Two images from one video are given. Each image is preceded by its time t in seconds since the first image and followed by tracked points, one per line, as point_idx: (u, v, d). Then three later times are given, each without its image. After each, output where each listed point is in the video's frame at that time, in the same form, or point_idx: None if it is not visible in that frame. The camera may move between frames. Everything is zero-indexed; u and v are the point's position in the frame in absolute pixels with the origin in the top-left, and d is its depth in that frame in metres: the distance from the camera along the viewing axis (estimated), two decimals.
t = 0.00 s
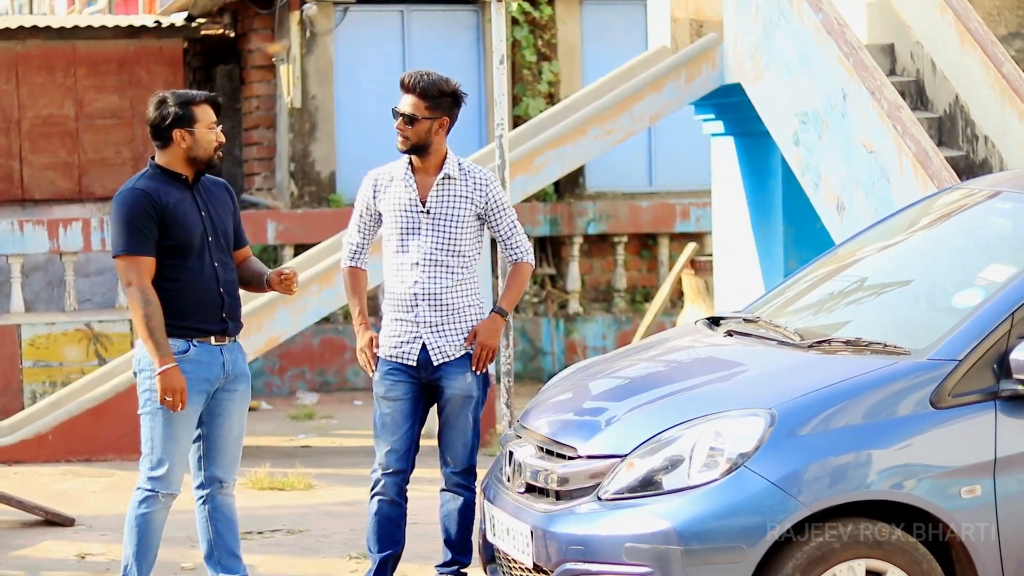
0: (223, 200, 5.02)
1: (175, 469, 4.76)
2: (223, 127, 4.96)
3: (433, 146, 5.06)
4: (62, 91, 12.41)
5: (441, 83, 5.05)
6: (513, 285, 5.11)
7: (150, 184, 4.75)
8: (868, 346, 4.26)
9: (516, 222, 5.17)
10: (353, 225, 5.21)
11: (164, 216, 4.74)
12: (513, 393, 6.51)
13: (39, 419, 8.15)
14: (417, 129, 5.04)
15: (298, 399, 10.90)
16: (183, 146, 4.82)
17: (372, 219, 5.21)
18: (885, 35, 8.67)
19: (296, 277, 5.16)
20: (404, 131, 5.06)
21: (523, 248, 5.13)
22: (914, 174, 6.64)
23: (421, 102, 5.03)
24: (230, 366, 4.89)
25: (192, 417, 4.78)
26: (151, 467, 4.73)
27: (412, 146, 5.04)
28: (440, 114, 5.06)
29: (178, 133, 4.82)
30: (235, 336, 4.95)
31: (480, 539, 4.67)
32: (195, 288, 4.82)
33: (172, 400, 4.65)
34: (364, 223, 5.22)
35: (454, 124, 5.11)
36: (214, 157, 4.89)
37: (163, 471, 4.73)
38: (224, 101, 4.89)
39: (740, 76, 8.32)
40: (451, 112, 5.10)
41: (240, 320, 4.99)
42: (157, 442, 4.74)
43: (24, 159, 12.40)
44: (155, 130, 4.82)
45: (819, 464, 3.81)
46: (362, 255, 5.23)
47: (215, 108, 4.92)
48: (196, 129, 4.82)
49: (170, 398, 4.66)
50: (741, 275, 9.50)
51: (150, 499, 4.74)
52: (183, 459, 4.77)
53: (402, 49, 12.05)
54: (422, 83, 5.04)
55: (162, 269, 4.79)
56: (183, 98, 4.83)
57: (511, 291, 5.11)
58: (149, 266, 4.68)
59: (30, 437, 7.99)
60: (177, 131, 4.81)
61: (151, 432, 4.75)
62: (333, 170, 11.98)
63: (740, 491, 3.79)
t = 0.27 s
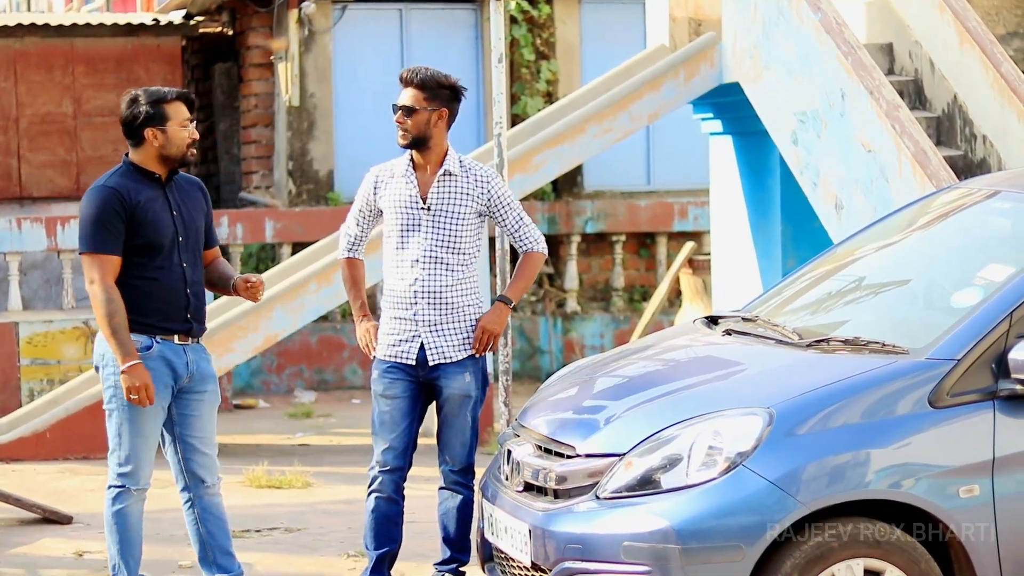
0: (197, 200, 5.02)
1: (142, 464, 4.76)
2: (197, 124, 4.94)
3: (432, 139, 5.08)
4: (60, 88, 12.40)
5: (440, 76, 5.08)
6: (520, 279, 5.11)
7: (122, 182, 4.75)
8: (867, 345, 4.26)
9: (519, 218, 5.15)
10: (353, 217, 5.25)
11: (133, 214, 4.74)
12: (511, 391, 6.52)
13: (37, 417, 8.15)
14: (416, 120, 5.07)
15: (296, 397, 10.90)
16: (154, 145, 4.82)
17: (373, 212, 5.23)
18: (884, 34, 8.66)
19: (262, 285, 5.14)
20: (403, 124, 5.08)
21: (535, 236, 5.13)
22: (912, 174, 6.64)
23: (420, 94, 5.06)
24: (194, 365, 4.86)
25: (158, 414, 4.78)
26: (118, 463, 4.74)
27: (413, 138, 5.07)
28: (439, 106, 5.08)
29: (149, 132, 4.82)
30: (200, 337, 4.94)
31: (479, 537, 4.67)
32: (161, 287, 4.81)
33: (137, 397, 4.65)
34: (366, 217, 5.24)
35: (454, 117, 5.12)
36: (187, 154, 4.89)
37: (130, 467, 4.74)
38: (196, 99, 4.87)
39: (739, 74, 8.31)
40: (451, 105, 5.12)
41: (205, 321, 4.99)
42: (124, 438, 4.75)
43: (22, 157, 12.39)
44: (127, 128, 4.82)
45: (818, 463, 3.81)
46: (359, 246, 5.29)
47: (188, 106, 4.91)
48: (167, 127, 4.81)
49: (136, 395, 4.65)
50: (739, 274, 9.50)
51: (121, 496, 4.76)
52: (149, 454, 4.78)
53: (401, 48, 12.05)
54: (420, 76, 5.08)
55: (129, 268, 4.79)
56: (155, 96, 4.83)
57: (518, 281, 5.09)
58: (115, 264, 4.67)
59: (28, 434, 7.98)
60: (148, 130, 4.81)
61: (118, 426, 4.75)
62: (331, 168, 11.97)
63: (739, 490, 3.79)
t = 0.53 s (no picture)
0: (180, 202, 5.00)
1: (123, 465, 4.77)
2: (172, 123, 4.88)
3: (426, 142, 5.07)
4: (59, 89, 12.40)
5: (433, 79, 5.07)
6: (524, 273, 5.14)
7: (103, 183, 4.73)
8: (867, 347, 4.26)
9: (517, 217, 5.15)
10: (348, 218, 5.25)
11: (113, 217, 4.72)
12: (511, 393, 6.54)
13: (37, 417, 8.14)
14: (409, 124, 5.06)
15: (295, 399, 10.90)
16: (123, 146, 4.81)
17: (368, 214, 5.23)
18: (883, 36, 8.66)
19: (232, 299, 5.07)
20: (396, 127, 5.08)
21: (541, 228, 5.15)
22: (912, 177, 6.65)
23: (412, 97, 5.05)
24: (169, 368, 4.85)
25: (137, 414, 4.77)
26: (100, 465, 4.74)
27: (405, 142, 5.06)
28: (432, 109, 5.08)
29: (117, 133, 4.82)
30: (178, 341, 4.93)
31: (478, 539, 4.67)
32: (138, 291, 4.80)
33: (95, 406, 4.63)
34: (362, 217, 5.23)
35: (446, 120, 5.12)
36: (156, 155, 4.81)
37: (111, 468, 4.75)
38: (164, 98, 4.82)
39: (739, 76, 8.32)
40: (444, 108, 5.11)
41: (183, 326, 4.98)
42: (104, 441, 4.74)
43: (22, 157, 12.36)
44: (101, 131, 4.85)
45: (818, 465, 3.81)
46: (355, 246, 5.30)
47: (160, 106, 4.86)
48: (133, 128, 4.78)
49: (95, 404, 4.63)
50: (738, 277, 9.50)
51: (106, 498, 4.76)
52: (130, 454, 4.79)
53: (400, 50, 12.05)
54: (412, 79, 5.07)
55: (108, 271, 4.78)
56: (123, 98, 4.82)
57: (522, 276, 5.12)
58: (92, 268, 4.65)
59: (28, 435, 7.98)
60: (115, 131, 4.82)
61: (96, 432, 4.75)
62: (330, 170, 11.97)
63: (740, 493, 3.79)
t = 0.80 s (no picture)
0: (173, 200, 4.98)
1: (118, 467, 4.77)
2: (153, 122, 4.84)
3: (413, 142, 5.08)
4: (62, 91, 12.40)
5: (417, 79, 5.08)
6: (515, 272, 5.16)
7: (88, 186, 4.75)
8: (872, 349, 4.26)
9: (506, 217, 5.17)
10: (340, 221, 5.27)
11: (98, 218, 4.73)
12: (515, 395, 6.55)
13: (41, 419, 8.15)
14: (396, 125, 5.07)
15: (298, 401, 10.91)
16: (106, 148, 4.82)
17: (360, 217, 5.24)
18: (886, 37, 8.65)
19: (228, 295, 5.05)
20: (383, 129, 5.09)
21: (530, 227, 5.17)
22: (915, 178, 6.66)
23: (398, 97, 5.06)
24: (160, 372, 4.84)
25: (130, 417, 4.78)
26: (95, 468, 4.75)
27: (393, 143, 5.07)
28: (418, 108, 5.08)
29: (100, 134, 4.84)
30: (171, 342, 4.90)
31: (484, 540, 4.68)
32: (127, 293, 4.80)
33: (93, 402, 4.63)
34: (354, 221, 5.25)
35: (433, 119, 5.12)
36: (135, 155, 4.78)
37: (108, 470, 4.75)
38: (142, 98, 4.78)
39: (741, 77, 8.32)
40: (430, 107, 5.12)
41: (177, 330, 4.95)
42: (99, 444, 4.75)
43: (24, 159, 12.36)
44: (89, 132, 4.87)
45: (823, 466, 3.81)
46: (347, 251, 5.30)
47: (140, 105, 4.82)
48: (112, 130, 4.77)
49: (92, 400, 4.64)
50: (741, 278, 9.51)
51: (104, 501, 4.77)
52: (126, 456, 4.79)
53: (403, 52, 12.06)
54: (398, 80, 5.07)
55: (96, 273, 4.78)
56: (103, 98, 4.81)
57: (513, 277, 5.15)
58: (79, 271, 4.67)
59: (31, 437, 7.99)
60: (98, 132, 4.82)
61: (89, 434, 4.76)
62: (333, 171, 11.98)
63: (745, 494, 3.79)
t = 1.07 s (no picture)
0: (180, 192, 4.97)
1: (130, 462, 4.78)
2: (155, 116, 4.83)
3: (412, 138, 5.08)
4: (74, 87, 12.38)
5: (414, 76, 5.09)
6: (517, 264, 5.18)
7: (90, 182, 4.77)
8: (886, 344, 4.26)
9: (507, 209, 5.17)
10: (339, 218, 5.28)
11: (100, 214, 4.74)
12: (528, 390, 6.57)
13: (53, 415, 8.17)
14: (395, 121, 5.06)
15: (310, 396, 10.93)
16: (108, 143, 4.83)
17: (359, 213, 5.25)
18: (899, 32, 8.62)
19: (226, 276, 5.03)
20: (382, 126, 5.08)
21: (531, 219, 5.17)
22: (928, 172, 6.64)
23: (397, 93, 5.06)
24: (169, 367, 4.85)
25: (140, 411, 4.79)
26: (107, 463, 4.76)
27: (391, 140, 5.07)
28: (417, 104, 5.09)
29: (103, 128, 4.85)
30: (180, 337, 4.90)
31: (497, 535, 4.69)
32: (133, 287, 4.80)
33: (88, 402, 4.66)
34: (353, 217, 5.26)
35: (431, 115, 5.13)
36: (135, 149, 4.78)
37: (119, 465, 4.76)
38: (141, 92, 4.77)
39: (753, 73, 8.33)
40: (428, 103, 5.12)
41: (188, 324, 4.95)
42: (109, 439, 4.77)
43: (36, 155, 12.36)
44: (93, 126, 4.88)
45: (837, 462, 3.81)
46: (345, 241, 5.34)
47: (141, 100, 4.81)
48: (112, 125, 4.78)
49: (89, 400, 4.66)
50: (754, 273, 9.50)
51: (116, 496, 4.78)
52: (138, 451, 4.80)
53: (415, 47, 12.06)
54: (395, 77, 5.07)
55: (103, 268, 4.81)
56: (104, 93, 4.83)
57: (516, 267, 5.15)
58: (81, 267, 4.70)
59: (44, 433, 8.01)
60: (100, 127, 4.84)
61: (101, 429, 4.78)
62: (345, 167, 11.99)
63: (759, 489, 3.79)
